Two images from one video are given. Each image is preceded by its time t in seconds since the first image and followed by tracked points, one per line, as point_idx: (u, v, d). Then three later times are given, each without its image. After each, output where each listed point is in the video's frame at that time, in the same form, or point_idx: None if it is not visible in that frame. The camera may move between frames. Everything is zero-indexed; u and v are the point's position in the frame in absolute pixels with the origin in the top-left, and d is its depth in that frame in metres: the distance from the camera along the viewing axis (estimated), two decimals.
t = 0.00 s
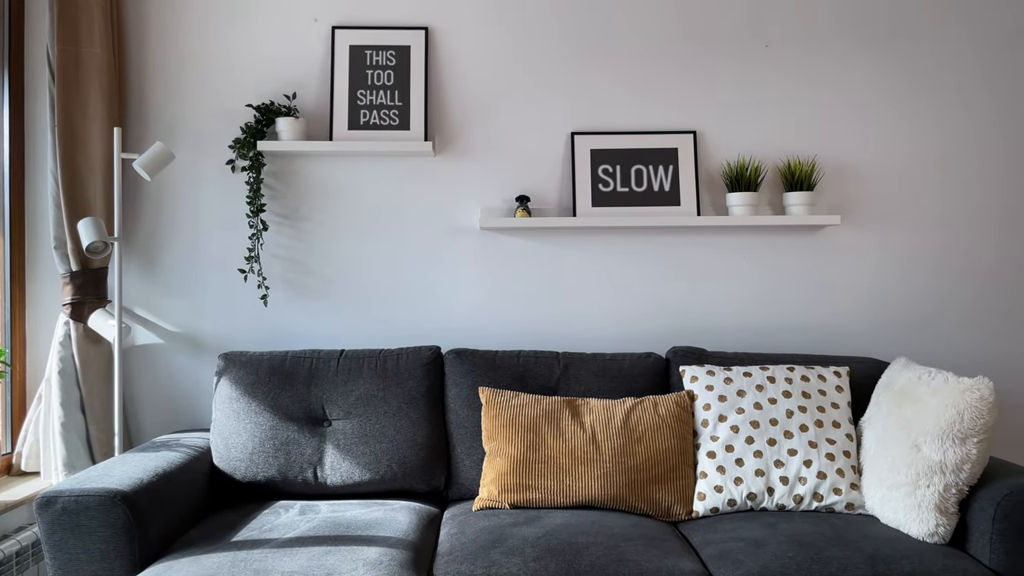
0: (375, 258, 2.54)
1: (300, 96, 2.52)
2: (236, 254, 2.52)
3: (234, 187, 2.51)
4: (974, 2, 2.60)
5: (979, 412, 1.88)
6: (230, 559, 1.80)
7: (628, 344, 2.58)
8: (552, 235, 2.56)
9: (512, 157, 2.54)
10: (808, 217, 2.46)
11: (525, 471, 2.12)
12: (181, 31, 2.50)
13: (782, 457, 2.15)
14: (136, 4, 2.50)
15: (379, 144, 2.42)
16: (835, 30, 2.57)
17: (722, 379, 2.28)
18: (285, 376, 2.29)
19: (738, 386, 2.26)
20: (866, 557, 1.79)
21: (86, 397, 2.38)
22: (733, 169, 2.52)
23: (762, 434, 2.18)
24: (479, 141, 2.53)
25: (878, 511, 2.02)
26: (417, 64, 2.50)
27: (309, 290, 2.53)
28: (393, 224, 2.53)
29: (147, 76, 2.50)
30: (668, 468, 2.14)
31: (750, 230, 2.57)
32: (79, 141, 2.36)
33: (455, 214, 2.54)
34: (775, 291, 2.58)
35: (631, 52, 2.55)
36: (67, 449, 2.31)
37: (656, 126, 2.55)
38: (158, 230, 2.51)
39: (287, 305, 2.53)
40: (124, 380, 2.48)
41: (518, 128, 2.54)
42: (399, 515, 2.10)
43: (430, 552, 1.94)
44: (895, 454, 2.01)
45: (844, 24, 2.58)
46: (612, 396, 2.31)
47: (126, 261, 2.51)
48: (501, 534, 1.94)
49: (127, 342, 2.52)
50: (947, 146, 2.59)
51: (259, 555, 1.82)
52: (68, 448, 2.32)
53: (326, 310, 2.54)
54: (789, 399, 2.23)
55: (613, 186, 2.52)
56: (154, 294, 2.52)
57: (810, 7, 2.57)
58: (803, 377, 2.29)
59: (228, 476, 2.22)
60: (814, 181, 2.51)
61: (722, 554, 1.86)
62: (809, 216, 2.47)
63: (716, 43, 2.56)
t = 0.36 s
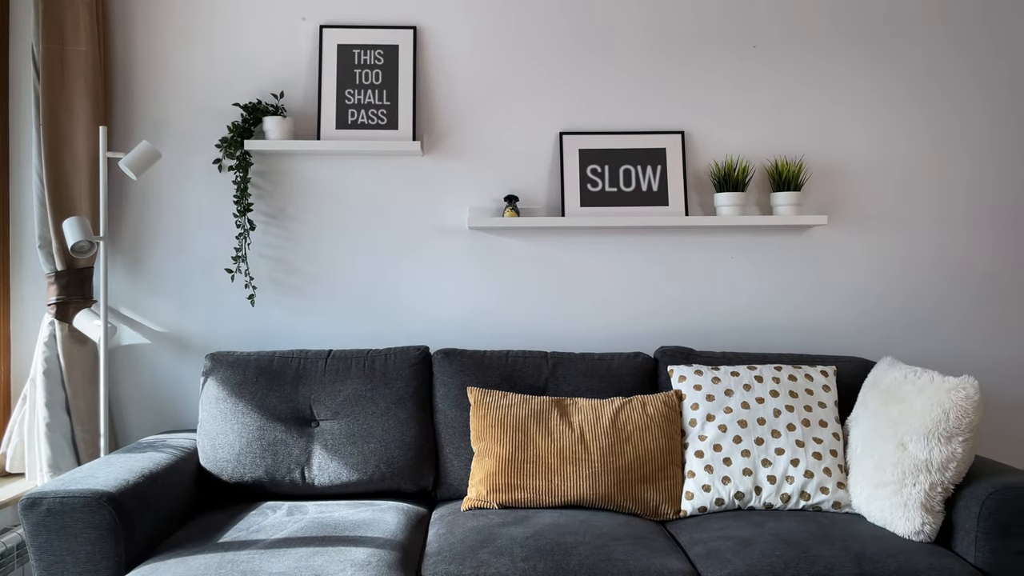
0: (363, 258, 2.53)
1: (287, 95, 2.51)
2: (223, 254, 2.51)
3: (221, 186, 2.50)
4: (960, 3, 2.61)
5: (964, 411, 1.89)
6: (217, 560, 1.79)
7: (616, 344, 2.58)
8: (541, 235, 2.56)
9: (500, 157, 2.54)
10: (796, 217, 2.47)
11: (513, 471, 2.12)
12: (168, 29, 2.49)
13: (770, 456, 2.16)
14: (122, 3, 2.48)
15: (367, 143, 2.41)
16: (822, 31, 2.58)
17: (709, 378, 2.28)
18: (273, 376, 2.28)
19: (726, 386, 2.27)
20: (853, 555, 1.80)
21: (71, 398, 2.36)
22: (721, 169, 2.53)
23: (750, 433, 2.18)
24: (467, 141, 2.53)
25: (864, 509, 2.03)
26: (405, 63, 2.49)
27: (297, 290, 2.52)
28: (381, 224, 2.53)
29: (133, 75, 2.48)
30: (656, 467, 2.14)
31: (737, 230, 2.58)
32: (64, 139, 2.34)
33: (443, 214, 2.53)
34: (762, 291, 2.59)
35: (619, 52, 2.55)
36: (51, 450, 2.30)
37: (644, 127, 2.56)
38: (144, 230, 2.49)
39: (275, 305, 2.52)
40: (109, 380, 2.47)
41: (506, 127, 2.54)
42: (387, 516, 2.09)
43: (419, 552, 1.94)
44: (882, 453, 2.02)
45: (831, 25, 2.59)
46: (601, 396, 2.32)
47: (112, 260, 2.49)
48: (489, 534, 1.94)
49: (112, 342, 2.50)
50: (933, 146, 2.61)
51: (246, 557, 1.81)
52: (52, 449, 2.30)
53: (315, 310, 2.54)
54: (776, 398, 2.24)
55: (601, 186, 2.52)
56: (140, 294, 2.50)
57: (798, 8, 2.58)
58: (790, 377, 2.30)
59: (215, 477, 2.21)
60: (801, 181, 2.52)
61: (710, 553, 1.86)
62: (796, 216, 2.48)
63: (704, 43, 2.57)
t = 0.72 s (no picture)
0: (353, 258, 2.52)
1: (276, 94, 2.50)
2: (212, 254, 2.50)
3: (210, 185, 2.49)
4: (948, 4, 2.63)
5: (952, 410, 1.89)
6: (205, 561, 1.79)
7: (606, 344, 2.58)
8: (531, 235, 2.55)
9: (490, 157, 2.54)
10: (784, 217, 2.48)
11: (503, 471, 2.12)
12: (155, 27, 2.48)
13: (759, 456, 2.17)
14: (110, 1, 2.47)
15: (357, 142, 2.41)
16: (811, 32, 2.59)
17: (699, 378, 2.29)
18: (262, 376, 2.28)
19: (715, 385, 2.27)
20: (842, 554, 1.80)
21: (58, 399, 2.35)
22: (710, 169, 2.54)
23: (739, 432, 2.19)
24: (457, 141, 2.53)
25: (853, 508, 2.04)
26: (395, 63, 2.49)
27: (286, 289, 2.51)
28: (371, 224, 2.52)
29: (120, 73, 2.47)
30: (646, 467, 2.15)
31: (727, 230, 2.59)
32: (51, 138, 2.34)
33: (433, 214, 2.53)
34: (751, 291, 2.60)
35: (609, 52, 2.56)
36: (38, 451, 2.29)
37: (634, 127, 2.56)
38: (132, 229, 2.48)
39: (264, 305, 2.51)
40: (97, 381, 2.46)
41: (496, 127, 2.54)
42: (377, 516, 2.09)
43: (408, 552, 1.94)
44: (870, 452, 2.03)
45: (820, 26, 2.60)
46: (591, 395, 2.32)
47: (99, 260, 2.48)
48: (479, 534, 1.93)
49: (100, 343, 2.49)
50: (921, 146, 2.62)
51: (234, 558, 1.80)
52: (40, 451, 2.29)
53: (305, 310, 2.53)
54: (765, 398, 2.25)
55: (591, 186, 2.53)
56: (128, 294, 2.49)
57: (787, 8, 2.59)
58: (779, 376, 2.31)
59: (204, 478, 2.20)
60: (790, 181, 2.53)
61: (700, 552, 1.86)
62: (784, 216, 2.49)
63: (693, 44, 2.57)
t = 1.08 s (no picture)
0: (343, 258, 2.52)
1: (267, 93, 2.49)
2: (203, 254, 2.49)
3: (200, 185, 2.48)
4: (937, 5, 2.64)
5: (941, 409, 1.91)
6: (196, 562, 1.78)
7: (597, 344, 2.59)
8: (523, 234, 2.55)
9: (481, 157, 2.54)
10: (775, 217, 2.49)
11: (495, 471, 2.12)
12: (145, 26, 2.46)
13: (751, 455, 2.17)
14: None
15: (349, 141, 2.41)
16: (801, 32, 2.60)
17: (690, 377, 2.29)
18: (253, 376, 2.27)
19: (706, 385, 2.28)
20: (832, 552, 1.81)
21: (47, 400, 2.34)
22: (702, 169, 2.54)
23: (730, 432, 2.19)
24: (448, 141, 2.52)
25: (843, 507, 2.04)
26: (386, 62, 2.48)
27: (277, 289, 2.51)
28: (362, 223, 2.52)
29: (110, 73, 2.46)
30: (638, 467, 2.15)
31: (718, 230, 2.60)
32: (40, 138, 2.33)
33: (424, 214, 2.53)
34: (743, 291, 2.60)
35: (600, 52, 2.56)
36: (28, 453, 2.29)
37: (626, 127, 2.57)
38: (122, 229, 2.47)
39: (255, 305, 2.50)
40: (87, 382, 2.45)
41: (488, 127, 2.53)
42: (368, 516, 2.08)
43: (400, 553, 1.93)
44: (861, 451, 2.03)
45: (811, 26, 2.60)
46: (582, 395, 2.32)
47: (89, 260, 2.47)
48: (471, 534, 1.93)
49: (89, 343, 2.48)
50: (910, 146, 2.64)
51: (225, 559, 1.79)
52: (29, 453, 2.29)
53: (296, 310, 2.52)
54: (756, 398, 2.25)
55: (583, 186, 2.53)
56: (118, 294, 2.48)
57: (777, 9, 2.60)
58: (770, 376, 2.31)
59: (194, 479, 2.19)
60: (781, 181, 2.53)
61: (691, 552, 1.87)
62: (775, 216, 2.50)
63: (684, 44, 2.58)
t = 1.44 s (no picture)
0: (336, 258, 2.51)
1: (260, 93, 2.49)
2: (195, 254, 2.48)
3: (192, 185, 2.47)
4: (928, 5, 2.65)
5: (932, 408, 1.91)
6: (188, 563, 1.78)
7: (590, 344, 2.59)
8: (516, 234, 2.55)
9: (475, 157, 2.54)
10: (767, 217, 2.49)
11: (488, 471, 2.12)
12: (137, 25, 2.46)
13: (743, 454, 2.18)
14: None
15: (342, 141, 2.40)
16: (794, 32, 2.61)
17: (683, 377, 2.30)
18: (245, 376, 2.26)
19: (699, 385, 2.28)
20: (824, 552, 1.81)
21: (39, 400, 2.33)
22: (695, 170, 2.55)
23: (723, 432, 2.20)
24: (442, 140, 2.52)
25: (835, 506, 2.05)
26: (379, 62, 2.48)
27: (269, 289, 2.50)
28: (355, 223, 2.51)
29: (101, 72, 2.45)
30: (631, 466, 2.15)
31: (711, 230, 2.60)
32: (31, 138, 2.32)
33: (417, 214, 2.53)
34: (735, 291, 2.61)
35: (593, 52, 2.56)
36: (19, 453, 2.28)
37: (619, 126, 2.57)
38: (113, 229, 2.46)
39: (248, 305, 2.50)
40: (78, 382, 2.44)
41: (481, 127, 2.53)
42: (361, 516, 2.08)
43: (393, 553, 1.93)
44: (853, 451, 2.04)
45: (803, 26, 2.61)
46: (576, 395, 2.32)
47: (80, 260, 2.46)
48: (464, 534, 1.93)
49: (81, 343, 2.47)
50: (903, 147, 2.65)
51: (217, 559, 1.79)
52: (20, 453, 2.28)
53: (289, 310, 2.52)
54: (749, 398, 2.26)
55: (576, 186, 2.53)
56: (109, 294, 2.47)
57: (769, 9, 2.60)
58: (762, 376, 2.32)
59: (186, 479, 2.19)
60: (773, 181, 2.54)
61: (684, 551, 1.87)
62: (768, 216, 2.50)
63: (677, 44, 2.58)
